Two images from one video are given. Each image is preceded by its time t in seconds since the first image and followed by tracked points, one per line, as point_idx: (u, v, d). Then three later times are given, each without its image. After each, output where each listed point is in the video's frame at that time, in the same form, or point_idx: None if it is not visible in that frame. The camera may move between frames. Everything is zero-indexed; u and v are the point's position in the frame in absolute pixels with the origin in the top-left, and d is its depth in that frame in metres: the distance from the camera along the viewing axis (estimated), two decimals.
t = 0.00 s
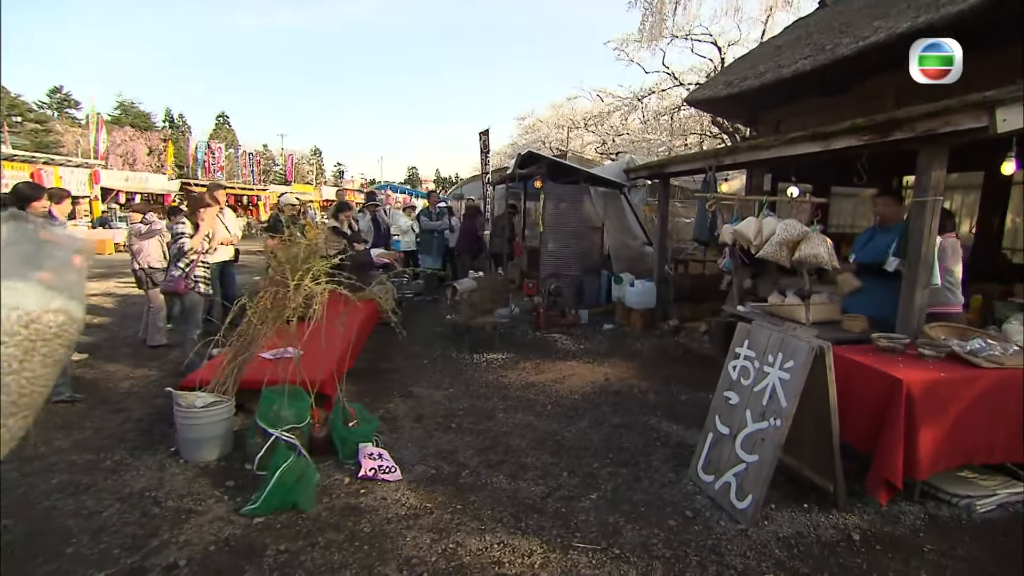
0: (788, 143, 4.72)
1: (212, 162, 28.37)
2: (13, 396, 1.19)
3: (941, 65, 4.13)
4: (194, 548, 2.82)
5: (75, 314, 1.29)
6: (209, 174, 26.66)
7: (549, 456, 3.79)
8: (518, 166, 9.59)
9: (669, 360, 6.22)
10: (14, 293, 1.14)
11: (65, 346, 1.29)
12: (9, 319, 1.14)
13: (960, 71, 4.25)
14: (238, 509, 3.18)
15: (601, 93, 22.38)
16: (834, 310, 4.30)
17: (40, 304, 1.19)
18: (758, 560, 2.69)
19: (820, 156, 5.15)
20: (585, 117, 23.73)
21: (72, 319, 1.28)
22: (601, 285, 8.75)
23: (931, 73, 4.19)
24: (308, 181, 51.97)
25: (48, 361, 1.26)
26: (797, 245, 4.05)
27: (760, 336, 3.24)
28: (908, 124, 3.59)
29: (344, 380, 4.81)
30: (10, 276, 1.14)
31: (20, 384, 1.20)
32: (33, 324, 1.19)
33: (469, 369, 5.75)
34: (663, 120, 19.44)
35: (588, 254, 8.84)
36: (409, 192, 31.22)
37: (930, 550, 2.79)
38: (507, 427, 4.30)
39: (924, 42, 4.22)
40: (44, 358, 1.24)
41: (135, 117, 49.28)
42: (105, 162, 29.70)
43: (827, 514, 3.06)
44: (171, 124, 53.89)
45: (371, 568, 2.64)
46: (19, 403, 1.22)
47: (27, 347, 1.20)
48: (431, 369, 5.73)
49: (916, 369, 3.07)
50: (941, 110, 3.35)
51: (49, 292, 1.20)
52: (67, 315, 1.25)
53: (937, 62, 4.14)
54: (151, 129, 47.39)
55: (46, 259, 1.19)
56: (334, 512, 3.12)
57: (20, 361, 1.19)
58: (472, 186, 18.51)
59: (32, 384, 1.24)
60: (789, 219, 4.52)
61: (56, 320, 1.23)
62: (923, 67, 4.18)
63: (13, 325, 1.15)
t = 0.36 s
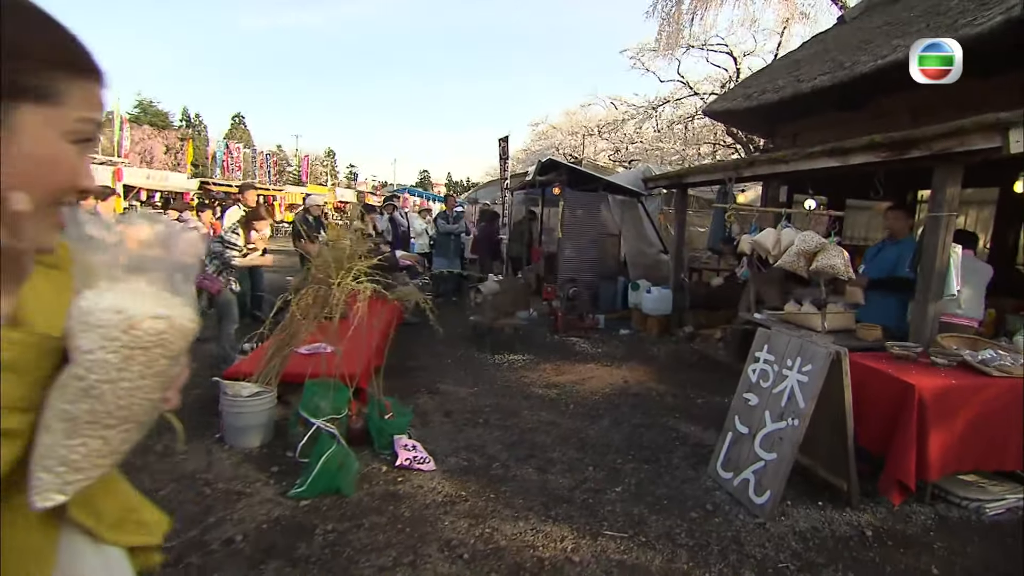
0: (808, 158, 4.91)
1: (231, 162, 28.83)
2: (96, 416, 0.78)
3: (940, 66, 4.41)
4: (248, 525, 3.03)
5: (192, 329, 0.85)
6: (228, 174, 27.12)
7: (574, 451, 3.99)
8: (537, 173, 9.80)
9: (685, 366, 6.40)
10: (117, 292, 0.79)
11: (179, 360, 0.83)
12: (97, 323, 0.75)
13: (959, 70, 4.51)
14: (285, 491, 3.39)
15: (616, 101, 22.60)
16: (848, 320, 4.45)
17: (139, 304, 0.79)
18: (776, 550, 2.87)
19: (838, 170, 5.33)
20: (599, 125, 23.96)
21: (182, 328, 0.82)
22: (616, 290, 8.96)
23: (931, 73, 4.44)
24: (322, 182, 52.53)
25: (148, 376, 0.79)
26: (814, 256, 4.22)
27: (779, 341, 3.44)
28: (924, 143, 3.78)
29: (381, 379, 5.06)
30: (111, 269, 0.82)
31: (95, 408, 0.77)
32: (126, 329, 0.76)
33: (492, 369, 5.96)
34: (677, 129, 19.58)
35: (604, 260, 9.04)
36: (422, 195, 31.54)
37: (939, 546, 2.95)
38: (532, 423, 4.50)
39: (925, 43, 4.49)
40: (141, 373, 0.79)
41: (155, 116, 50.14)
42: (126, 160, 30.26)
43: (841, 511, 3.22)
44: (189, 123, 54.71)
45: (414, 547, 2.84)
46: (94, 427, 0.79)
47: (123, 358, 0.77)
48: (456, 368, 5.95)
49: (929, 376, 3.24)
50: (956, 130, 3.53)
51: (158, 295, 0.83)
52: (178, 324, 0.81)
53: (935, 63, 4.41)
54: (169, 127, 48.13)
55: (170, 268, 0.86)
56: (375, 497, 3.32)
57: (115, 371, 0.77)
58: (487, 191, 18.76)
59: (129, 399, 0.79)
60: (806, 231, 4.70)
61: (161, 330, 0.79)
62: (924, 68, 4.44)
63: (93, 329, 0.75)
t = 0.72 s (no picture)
0: (793, 172, 5.21)
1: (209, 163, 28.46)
2: (246, 405, 0.69)
3: (940, 65, 4.85)
4: (268, 517, 3.14)
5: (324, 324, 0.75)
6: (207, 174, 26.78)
7: (574, 448, 4.18)
8: (528, 180, 10.00)
9: (673, 369, 6.65)
10: (260, 290, 0.70)
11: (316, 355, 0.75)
12: (250, 319, 0.67)
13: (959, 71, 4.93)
14: (300, 486, 3.48)
15: (598, 110, 23.01)
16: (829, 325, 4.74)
17: (283, 299, 0.69)
18: (768, 537, 3.09)
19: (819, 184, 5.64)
20: (582, 132, 24.34)
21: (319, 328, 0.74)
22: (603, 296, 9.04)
23: (932, 72, 4.89)
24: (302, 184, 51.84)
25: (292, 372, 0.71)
26: (799, 265, 4.50)
27: (770, 343, 3.69)
28: (901, 161, 4.07)
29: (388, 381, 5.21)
30: (255, 270, 0.72)
31: (245, 398, 0.68)
32: (274, 327, 0.68)
33: (487, 370, 6.13)
34: (658, 138, 19.99)
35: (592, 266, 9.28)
36: (405, 199, 31.52)
37: (915, 533, 3.21)
38: (532, 422, 4.68)
39: (926, 44, 4.92)
40: (286, 368, 0.70)
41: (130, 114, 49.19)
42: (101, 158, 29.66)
43: (825, 502, 3.47)
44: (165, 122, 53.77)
45: (431, 537, 2.99)
46: (244, 416, 0.69)
47: (269, 353, 0.68)
48: (452, 369, 6.10)
49: (906, 377, 3.50)
50: (930, 150, 3.83)
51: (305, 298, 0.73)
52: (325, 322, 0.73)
53: (936, 62, 4.86)
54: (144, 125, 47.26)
55: (310, 267, 0.76)
56: (387, 491, 3.45)
57: (266, 365, 0.68)
58: (472, 196, 18.87)
59: (272, 392, 0.70)
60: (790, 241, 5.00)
61: (304, 329, 0.70)
62: (925, 67, 4.88)
63: (244, 326, 0.67)
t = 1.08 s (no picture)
0: (757, 158, 5.47)
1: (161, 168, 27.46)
2: (354, 390, 0.82)
3: (941, 66, 4.53)
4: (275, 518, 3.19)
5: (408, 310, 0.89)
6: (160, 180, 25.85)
7: (563, 433, 4.35)
8: (498, 175, 10.09)
9: (650, 352, 6.89)
10: (356, 293, 0.84)
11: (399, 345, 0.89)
12: (356, 318, 0.81)
13: (959, 70, 4.73)
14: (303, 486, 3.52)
15: (559, 101, 23.16)
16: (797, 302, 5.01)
17: (377, 300, 0.84)
18: (753, 503, 3.32)
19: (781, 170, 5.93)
20: (544, 125, 24.48)
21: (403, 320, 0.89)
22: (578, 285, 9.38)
23: (933, 71, 4.54)
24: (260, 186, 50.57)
25: (386, 362, 0.85)
26: (767, 248, 4.74)
27: (745, 322, 3.92)
28: (857, 146, 4.34)
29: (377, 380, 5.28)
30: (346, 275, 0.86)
31: (353, 383, 0.82)
32: (377, 323, 0.82)
33: (472, 364, 6.25)
34: (620, 128, 20.27)
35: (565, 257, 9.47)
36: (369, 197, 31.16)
37: (883, 489, 3.50)
38: (521, 411, 4.82)
39: (926, 43, 4.62)
40: (383, 359, 0.84)
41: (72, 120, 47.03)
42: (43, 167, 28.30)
43: (802, 468, 3.73)
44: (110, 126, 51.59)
45: (438, 524, 3.11)
46: (351, 401, 0.83)
47: (373, 344, 0.82)
48: (436, 365, 6.19)
49: (870, 347, 3.78)
50: (883, 135, 4.10)
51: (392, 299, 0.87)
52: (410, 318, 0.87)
53: (937, 63, 4.52)
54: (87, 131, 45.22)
55: (393, 269, 0.88)
56: (390, 484, 3.55)
57: (369, 354, 0.82)
58: (439, 191, 18.83)
59: (372, 379, 0.84)
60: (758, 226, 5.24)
61: (398, 324, 0.85)
62: (924, 68, 4.54)
63: (352, 324, 0.80)
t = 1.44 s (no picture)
0: (742, 165, 5.59)
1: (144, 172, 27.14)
2: (360, 378, 0.87)
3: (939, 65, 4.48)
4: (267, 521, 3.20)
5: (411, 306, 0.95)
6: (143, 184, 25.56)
7: (553, 435, 4.41)
8: (487, 180, 10.14)
9: (638, 356, 6.98)
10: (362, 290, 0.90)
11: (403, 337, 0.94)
12: (363, 312, 0.86)
13: (960, 70, 4.74)
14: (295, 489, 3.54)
15: (547, 108, 23.31)
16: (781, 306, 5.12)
17: (382, 297, 0.90)
18: (739, 501, 3.39)
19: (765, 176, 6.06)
20: (532, 131, 24.62)
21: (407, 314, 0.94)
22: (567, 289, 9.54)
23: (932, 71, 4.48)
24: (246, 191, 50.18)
25: (390, 354, 0.90)
26: (752, 253, 4.85)
27: (730, 325, 4.02)
28: (839, 154, 4.46)
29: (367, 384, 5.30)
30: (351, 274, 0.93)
31: (359, 372, 0.87)
32: (381, 316, 0.87)
33: (461, 368, 6.29)
34: (608, 134, 20.44)
35: (553, 262, 9.56)
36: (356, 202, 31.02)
37: (864, 487, 3.59)
38: (511, 414, 4.87)
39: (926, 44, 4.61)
40: (387, 351, 0.89)
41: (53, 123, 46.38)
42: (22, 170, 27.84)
43: (786, 467, 3.82)
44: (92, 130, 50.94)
45: (431, 526, 3.14)
46: (358, 388, 0.88)
47: (378, 337, 0.87)
48: (426, 369, 6.22)
49: (850, 349, 3.89)
50: (862, 144, 4.23)
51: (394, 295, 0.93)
52: (412, 313, 0.92)
53: (936, 63, 4.48)
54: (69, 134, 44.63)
55: (396, 268, 0.95)
56: (382, 487, 3.58)
57: (374, 345, 0.87)
58: (426, 197, 18.79)
59: (377, 369, 0.89)
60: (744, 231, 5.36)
61: (400, 318, 0.90)
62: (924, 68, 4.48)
63: (359, 317, 0.86)
